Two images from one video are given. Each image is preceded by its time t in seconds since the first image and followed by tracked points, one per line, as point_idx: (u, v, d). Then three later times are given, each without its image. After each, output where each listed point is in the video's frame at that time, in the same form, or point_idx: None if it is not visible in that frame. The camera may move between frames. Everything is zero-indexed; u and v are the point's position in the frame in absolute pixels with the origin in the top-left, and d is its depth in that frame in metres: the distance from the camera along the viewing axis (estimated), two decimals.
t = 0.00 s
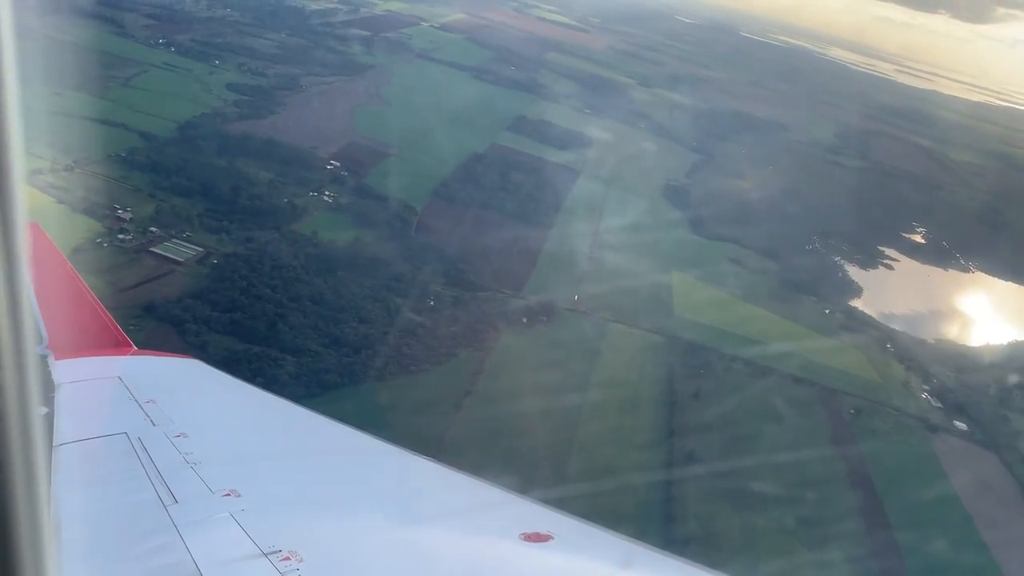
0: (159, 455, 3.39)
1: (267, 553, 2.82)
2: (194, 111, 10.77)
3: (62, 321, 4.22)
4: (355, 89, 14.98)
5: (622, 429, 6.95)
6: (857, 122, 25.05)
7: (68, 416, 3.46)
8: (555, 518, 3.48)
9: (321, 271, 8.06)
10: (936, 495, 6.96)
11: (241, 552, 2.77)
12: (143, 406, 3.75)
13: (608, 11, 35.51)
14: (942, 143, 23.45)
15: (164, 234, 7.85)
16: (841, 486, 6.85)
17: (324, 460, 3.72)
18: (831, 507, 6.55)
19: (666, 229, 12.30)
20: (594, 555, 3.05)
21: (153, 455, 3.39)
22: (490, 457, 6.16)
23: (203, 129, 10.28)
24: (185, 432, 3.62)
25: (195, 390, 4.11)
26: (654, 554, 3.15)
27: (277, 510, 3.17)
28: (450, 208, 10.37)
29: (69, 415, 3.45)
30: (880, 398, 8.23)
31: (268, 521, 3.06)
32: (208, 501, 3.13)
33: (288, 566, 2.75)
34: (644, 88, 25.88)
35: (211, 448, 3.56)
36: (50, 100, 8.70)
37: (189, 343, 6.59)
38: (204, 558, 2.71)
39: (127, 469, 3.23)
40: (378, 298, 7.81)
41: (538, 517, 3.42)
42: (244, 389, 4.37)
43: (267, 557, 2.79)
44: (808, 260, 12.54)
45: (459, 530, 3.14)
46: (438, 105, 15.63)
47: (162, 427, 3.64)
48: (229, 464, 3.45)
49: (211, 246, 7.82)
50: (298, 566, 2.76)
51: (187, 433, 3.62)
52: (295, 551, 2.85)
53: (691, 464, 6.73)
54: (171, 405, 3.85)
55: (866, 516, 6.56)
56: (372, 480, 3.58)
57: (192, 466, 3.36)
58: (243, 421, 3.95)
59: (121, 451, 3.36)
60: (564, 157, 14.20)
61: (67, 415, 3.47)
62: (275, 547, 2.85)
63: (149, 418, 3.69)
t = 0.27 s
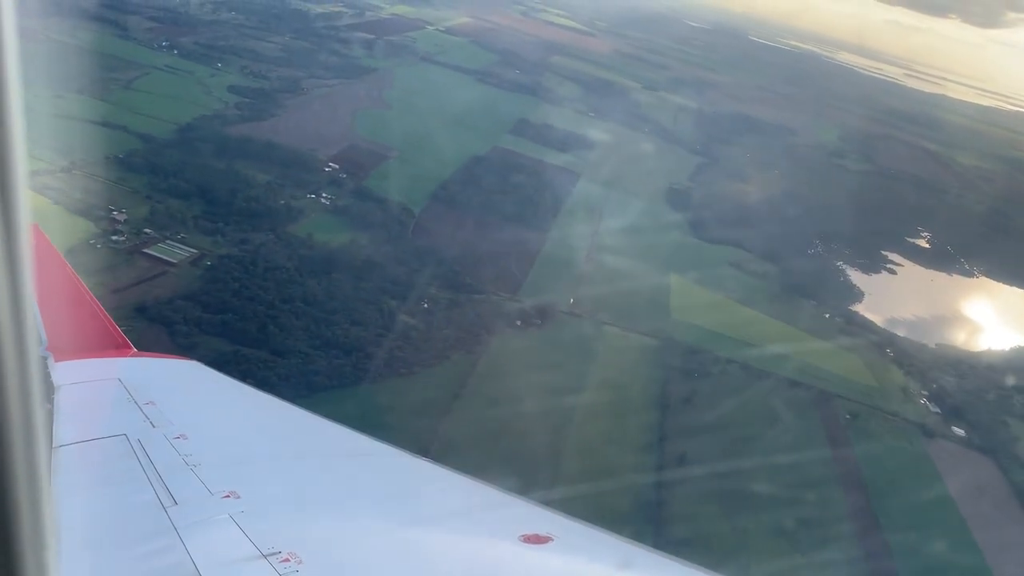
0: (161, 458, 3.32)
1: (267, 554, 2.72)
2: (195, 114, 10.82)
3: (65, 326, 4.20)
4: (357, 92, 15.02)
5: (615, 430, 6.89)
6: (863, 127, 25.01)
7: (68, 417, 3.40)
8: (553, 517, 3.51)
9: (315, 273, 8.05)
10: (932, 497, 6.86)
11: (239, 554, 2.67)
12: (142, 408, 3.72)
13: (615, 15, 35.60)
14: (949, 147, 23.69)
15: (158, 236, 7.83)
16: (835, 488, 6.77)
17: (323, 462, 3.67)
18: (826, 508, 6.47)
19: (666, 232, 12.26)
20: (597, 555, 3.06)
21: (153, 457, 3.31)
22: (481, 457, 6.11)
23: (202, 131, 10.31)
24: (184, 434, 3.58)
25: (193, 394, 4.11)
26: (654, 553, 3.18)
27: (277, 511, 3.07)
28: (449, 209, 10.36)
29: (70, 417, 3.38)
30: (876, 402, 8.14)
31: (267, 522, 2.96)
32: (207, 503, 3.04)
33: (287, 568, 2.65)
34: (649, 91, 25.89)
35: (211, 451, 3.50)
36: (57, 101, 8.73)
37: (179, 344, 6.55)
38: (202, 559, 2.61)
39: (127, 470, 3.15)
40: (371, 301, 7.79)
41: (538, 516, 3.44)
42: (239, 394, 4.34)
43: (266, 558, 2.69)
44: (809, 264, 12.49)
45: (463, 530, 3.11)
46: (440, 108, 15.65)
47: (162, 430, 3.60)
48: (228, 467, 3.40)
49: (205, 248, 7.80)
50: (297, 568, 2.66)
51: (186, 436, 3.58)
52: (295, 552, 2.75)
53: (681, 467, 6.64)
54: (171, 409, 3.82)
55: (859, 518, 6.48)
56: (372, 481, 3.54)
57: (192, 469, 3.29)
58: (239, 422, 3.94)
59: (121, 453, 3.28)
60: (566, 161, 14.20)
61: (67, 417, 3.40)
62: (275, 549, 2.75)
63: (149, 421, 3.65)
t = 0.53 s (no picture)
0: (161, 461, 3.22)
1: (266, 556, 2.63)
2: (195, 115, 10.87)
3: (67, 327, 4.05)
4: (359, 95, 15.05)
5: (605, 431, 6.83)
6: (868, 132, 24.91)
7: (67, 420, 3.31)
8: (552, 520, 3.43)
9: (307, 275, 8.03)
10: (927, 501, 6.78)
11: (238, 557, 2.58)
12: (141, 409, 3.60)
13: (621, 17, 35.64)
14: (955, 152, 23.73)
15: (151, 237, 7.82)
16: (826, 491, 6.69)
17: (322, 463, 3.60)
18: (817, 510, 6.40)
19: (666, 235, 12.21)
20: (597, 557, 2.99)
21: (152, 458, 3.22)
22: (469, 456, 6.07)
23: (201, 132, 10.34)
24: (183, 436, 3.48)
25: (192, 394, 4.00)
26: (653, 555, 3.11)
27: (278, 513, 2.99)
28: (446, 210, 10.33)
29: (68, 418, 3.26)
30: (871, 406, 8.05)
31: (267, 524, 2.88)
32: (207, 505, 2.95)
33: (286, 570, 2.56)
34: (654, 94, 25.89)
35: (211, 453, 3.39)
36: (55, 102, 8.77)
37: (167, 344, 6.53)
38: (200, 562, 2.52)
39: (126, 474, 3.05)
40: (363, 302, 7.76)
41: (536, 519, 3.37)
42: (233, 391, 4.22)
43: (265, 561, 2.60)
44: (810, 269, 12.44)
45: (460, 533, 3.04)
46: (441, 110, 15.67)
47: (160, 431, 3.49)
48: (228, 468, 3.30)
49: (198, 249, 7.79)
50: (296, 570, 2.57)
51: (185, 438, 3.47)
52: (294, 555, 2.67)
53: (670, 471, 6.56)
54: (171, 411, 3.72)
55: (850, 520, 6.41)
56: (371, 482, 3.47)
57: (191, 471, 3.19)
58: (236, 422, 3.84)
59: (120, 454, 3.16)
60: (567, 164, 14.20)
61: (66, 417, 3.33)
62: (274, 551, 2.67)
63: (148, 423, 3.54)
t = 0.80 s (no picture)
0: (160, 462, 3.29)
1: (265, 559, 2.70)
2: (194, 115, 10.91)
3: (64, 331, 4.09)
4: (360, 96, 15.06)
5: (596, 432, 6.79)
6: (874, 135, 24.79)
7: (68, 423, 3.38)
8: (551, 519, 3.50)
9: (300, 275, 8.04)
10: (921, 504, 6.71)
11: (238, 559, 2.66)
12: (139, 411, 3.67)
13: (627, 20, 35.59)
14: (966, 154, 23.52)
15: (146, 236, 7.82)
16: (817, 493, 6.63)
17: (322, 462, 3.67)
18: (808, 512, 6.35)
19: (666, 236, 12.16)
20: (596, 559, 3.06)
21: (151, 460, 3.29)
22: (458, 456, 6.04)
23: (200, 132, 10.35)
24: (181, 438, 3.54)
25: (190, 395, 4.05)
26: (651, 555, 3.17)
27: (278, 514, 3.06)
28: (444, 210, 10.31)
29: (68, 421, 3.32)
30: (867, 409, 7.97)
31: (266, 526, 2.95)
32: (206, 507, 3.03)
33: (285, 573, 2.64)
34: (659, 96, 25.81)
35: (210, 454, 3.45)
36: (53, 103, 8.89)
37: (157, 343, 6.55)
38: (201, 565, 2.61)
39: (127, 476, 3.13)
40: (355, 303, 7.75)
41: (536, 518, 3.43)
42: (226, 391, 4.27)
43: (264, 563, 2.67)
44: (811, 272, 12.37)
45: (458, 533, 3.12)
46: (442, 112, 15.67)
47: (159, 433, 3.55)
48: (227, 469, 3.36)
49: (191, 249, 7.78)
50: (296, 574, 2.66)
51: (184, 440, 3.53)
52: (293, 557, 2.75)
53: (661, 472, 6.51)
54: (170, 412, 3.78)
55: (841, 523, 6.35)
56: (371, 482, 3.55)
57: (190, 473, 3.25)
58: (232, 420, 3.89)
59: (120, 456, 3.23)
60: (568, 166, 14.17)
61: (62, 421, 3.40)
62: (273, 553, 2.74)
63: (147, 425, 3.60)
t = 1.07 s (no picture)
0: (158, 462, 3.08)
1: (265, 558, 2.54)
2: (194, 115, 10.94)
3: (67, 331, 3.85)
4: (362, 97, 15.07)
5: (595, 433, 6.72)
6: (879, 138, 24.73)
7: (66, 420, 3.19)
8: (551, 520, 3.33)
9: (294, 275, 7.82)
10: (916, 506, 6.63)
11: (236, 558, 2.49)
12: (140, 411, 3.45)
13: (633, 21, 35.55)
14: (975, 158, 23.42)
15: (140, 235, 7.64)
16: (810, 492, 6.55)
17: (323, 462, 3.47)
18: (809, 512, 6.29)
19: (665, 237, 12.11)
20: (596, 559, 2.91)
21: (151, 459, 3.10)
22: (447, 452, 5.99)
23: (199, 132, 10.35)
24: (182, 437, 3.33)
25: (190, 396, 3.81)
26: (650, 555, 3.03)
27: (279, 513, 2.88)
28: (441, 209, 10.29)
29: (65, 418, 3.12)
30: (864, 411, 7.88)
31: (267, 524, 2.78)
32: (205, 505, 2.84)
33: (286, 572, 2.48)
34: (664, 98, 25.76)
35: (210, 454, 3.24)
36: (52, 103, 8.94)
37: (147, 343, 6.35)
38: (199, 563, 2.44)
39: (125, 475, 2.93)
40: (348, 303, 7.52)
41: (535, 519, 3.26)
42: (228, 390, 4.04)
43: (264, 562, 2.51)
44: (812, 274, 12.30)
45: (460, 533, 2.94)
46: (444, 112, 15.67)
47: (159, 432, 3.34)
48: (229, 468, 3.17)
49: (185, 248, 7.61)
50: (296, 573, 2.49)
51: (185, 439, 3.32)
52: (294, 556, 2.58)
53: (648, 473, 6.38)
54: (171, 411, 3.56)
55: (834, 523, 6.27)
56: (372, 480, 3.36)
57: (191, 471, 3.06)
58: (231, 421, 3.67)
59: (120, 456, 3.05)
60: (569, 167, 14.16)
61: (61, 418, 3.20)
62: (273, 553, 2.58)
63: (147, 424, 3.38)
